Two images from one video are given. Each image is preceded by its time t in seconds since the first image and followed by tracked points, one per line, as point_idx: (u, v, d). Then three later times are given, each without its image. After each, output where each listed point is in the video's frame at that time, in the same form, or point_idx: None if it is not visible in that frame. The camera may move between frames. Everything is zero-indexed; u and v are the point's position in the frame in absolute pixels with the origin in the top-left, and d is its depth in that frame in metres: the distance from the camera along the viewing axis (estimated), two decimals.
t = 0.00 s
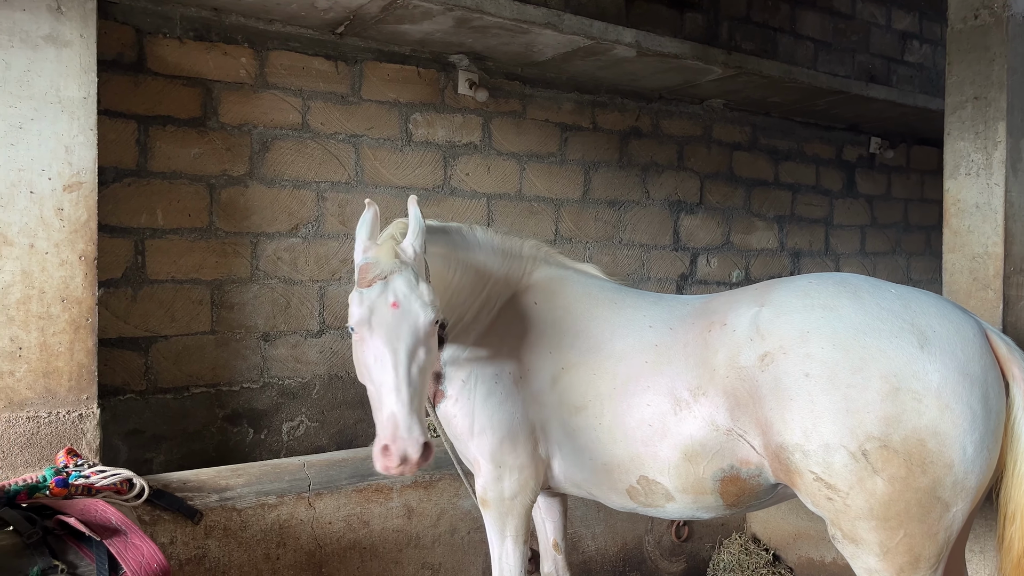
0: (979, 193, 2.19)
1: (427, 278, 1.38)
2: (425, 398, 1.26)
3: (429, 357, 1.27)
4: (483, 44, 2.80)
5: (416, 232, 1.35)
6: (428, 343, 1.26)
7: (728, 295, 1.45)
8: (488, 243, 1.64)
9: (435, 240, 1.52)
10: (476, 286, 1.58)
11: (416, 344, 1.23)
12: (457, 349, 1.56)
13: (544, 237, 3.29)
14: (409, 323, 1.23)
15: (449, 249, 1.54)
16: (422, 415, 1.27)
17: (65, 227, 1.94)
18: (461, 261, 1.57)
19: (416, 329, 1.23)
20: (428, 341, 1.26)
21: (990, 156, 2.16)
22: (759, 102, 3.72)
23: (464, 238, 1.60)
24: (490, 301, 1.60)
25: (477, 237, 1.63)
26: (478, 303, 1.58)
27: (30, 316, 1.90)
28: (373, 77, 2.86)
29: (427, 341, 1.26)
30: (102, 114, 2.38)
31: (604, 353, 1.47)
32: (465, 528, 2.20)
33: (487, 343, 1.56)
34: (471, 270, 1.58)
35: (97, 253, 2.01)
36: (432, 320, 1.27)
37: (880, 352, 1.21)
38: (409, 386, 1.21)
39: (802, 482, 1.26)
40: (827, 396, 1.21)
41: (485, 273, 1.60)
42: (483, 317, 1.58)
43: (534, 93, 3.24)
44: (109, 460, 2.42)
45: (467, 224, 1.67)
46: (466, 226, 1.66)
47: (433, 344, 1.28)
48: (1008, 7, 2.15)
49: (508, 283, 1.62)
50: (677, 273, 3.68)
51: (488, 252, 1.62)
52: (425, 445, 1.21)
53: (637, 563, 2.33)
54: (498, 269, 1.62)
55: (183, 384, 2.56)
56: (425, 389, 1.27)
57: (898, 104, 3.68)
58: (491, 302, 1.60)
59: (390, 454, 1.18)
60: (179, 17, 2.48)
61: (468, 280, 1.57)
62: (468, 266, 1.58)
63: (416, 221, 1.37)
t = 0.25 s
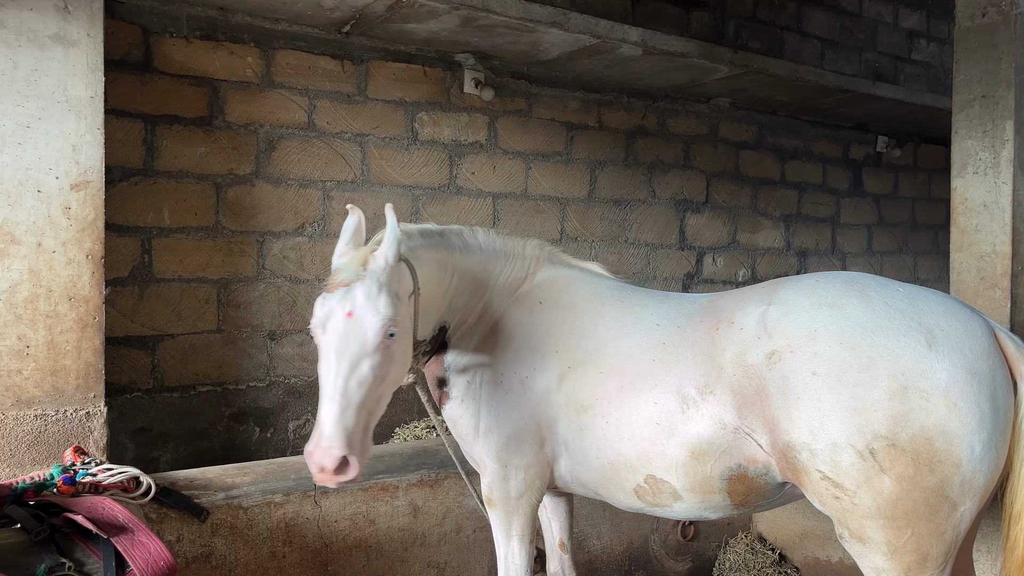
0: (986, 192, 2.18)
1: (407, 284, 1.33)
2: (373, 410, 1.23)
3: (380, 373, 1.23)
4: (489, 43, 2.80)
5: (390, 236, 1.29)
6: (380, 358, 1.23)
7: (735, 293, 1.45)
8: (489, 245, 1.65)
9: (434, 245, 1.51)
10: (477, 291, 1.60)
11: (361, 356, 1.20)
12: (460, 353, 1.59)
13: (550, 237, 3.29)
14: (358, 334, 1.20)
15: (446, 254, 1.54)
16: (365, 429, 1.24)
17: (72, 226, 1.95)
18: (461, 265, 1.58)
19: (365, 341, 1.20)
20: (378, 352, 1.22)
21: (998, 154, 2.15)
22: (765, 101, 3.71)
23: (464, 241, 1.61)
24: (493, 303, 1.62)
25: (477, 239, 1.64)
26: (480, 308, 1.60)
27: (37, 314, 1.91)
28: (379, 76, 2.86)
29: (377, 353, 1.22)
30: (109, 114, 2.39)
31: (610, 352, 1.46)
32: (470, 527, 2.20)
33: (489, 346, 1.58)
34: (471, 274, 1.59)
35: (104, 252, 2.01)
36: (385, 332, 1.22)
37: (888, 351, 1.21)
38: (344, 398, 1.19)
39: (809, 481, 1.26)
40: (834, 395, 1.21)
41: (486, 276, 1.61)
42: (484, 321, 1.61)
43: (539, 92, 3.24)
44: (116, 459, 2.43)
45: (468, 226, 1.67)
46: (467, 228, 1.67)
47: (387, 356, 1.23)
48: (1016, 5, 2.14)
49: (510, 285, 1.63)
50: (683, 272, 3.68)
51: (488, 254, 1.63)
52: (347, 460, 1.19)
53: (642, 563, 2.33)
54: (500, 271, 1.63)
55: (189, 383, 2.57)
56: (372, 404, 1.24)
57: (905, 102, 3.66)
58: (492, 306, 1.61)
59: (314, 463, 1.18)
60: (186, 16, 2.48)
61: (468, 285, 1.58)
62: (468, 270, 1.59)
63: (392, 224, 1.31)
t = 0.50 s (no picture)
0: (997, 191, 2.17)
1: (378, 294, 1.37)
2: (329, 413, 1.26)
3: (335, 378, 1.26)
4: (497, 42, 2.80)
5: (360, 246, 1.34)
6: (336, 363, 1.26)
7: (747, 292, 1.45)
8: (487, 249, 1.67)
9: (421, 253, 1.56)
10: (477, 295, 1.63)
11: (316, 359, 1.25)
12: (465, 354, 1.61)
13: (557, 236, 3.29)
14: (315, 338, 1.25)
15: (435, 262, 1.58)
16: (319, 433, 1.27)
17: (83, 225, 1.96)
18: (454, 270, 1.62)
19: (320, 344, 1.25)
20: (334, 356, 1.26)
21: (1009, 153, 2.14)
22: (774, 100, 3.70)
23: (459, 247, 1.65)
24: (496, 304, 1.63)
25: (475, 244, 1.66)
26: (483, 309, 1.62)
27: (48, 313, 1.92)
28: (388, 75, 2.86)
29: (332, 357, 1.26)
30: (118, 113, 2.40)
31: (620, 350, 1.45)
32: (479, 526, 2.21)
33: (492, 346, 1.59)
34: (466, 279, 1.62)
35: (114, 251, 2.02)
36: (341, 337, 1.26)
37: (904, 349, 1.20)
38: (296, 399, 1.23)
39: (823, 480, 1.26)
40: (850, 394, 1.20)
41: (484, 279, 1.63)
42: (485, 323, 1.62)
43: (547, 92, 3.23)
44: (126, 457, 2.44)
45: (466, 232, 1.70)
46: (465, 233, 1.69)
47: (344, 361, 1.27)
48: None
49: (510, 286, 1.63)
50: (691, 271, 3.67)
51: (485, 258, 1.65)
52: (291, 460, 1.22)
53: (650, 562, 2.33)
54: (500, 273, 1.64)
55: (199, 382, 2.58)
56: (327, 408, 1.27)
57: (914, 101, 3.65)
58: (493, 307, 1.62)
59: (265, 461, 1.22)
60: (195, 16, 2.49)
61: (464, 291, 1.62)
62: (462, 275, 1.62)
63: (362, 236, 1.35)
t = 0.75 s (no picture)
0: (1009, 189, 2.16)
1: (358, 318, 1.42)
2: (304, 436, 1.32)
3: (310, 403, 1.32)
4: (506, 41, 2.80)
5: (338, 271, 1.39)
6: (312, 387, 1.32)
7: (758, 292, 1.44)
8: (487, 254, 1.68)
9: (413, 266, 1.60)
10: (479, 300, 1.64)
11: (291, 384, 1.31)
12: (472, 357, 1.63)
13: (566, 235, 3.28)
14: (291, 364, 1.32)
15: (428, 274, 1.62)
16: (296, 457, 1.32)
17: (94, 224, 1.97)
18: (451, 279, 1.64)
19: (295, 369, 1.31)
20: (308, 381, 1.32)
21: (1021, 151, 2.13)
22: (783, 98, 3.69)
23: (457, 256, 1.67)
24: (500, 307, 1.63)
25: (474, 251, 1.68)
26: (486, 314, 1.63)
27: (60, 311, 1.93)
28: (397, 74, 2.86)
29: (307, 382, 1.31)
30: (129, 113, 2.41)
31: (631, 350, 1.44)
32: (488, 525, 2.21)
33: (498, 349, 1.59)
34: (464, 287, 1.65)
35: (125, 250, 2.03)
36: (315, 362, 1.32)
37: (917, 349, 1.20)
38: (270, 424, 1.28)
39: (835, 481, 1.25)
40: (863, 394, 1.20)
41: (485, 286, 1.65)
42: (487, 327, 1.63)
43: (556, 90, 3.23)
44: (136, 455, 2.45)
45: (466, 239, 1.72)
46: (464, 241, 1.71)
47: (318, 385, 1.33)
48: None
49: (513, 290, 1.64)
50: (700, 270, 3.67)
51: (486, 264, 1.66)
52: (266, 485, 1.27)
53: (659, 561, 2.33)
54: (503, 277, 1.65)
55: (208, 380, 2.59)
56: (304, 433, 1.32)
57: (925, 99, 3.63)
58: (496, 311, 1.63)
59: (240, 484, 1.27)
60: (205, 16, 2.50)
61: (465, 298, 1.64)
62: (460, 283, 1.65)
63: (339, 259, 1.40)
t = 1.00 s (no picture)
0: (1020, 188, 2.15)
1: (345, 336, 1.45)
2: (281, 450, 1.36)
3: (287, 419, 1.35)
4: (514, 39, 2.80)
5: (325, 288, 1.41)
6: (291, 403, 1.35)
7: (766, 291, 1.44)
8: (486, 258, 1.67)
9: (405, 276, 1.61)
10: (478, 304, 1.64)
11: (270, 399, 1.35)
12: (476, 359, 1.62)
13: (573, 234, 3.28)
14: (272, 378, 1.36)
15: (422, 284, 1.62)
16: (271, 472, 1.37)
17: (104, 223, 1.97)
18: (448, 286, 1.64)
19: (275, 384, 1.35)
20: (287, 397, 1.35)
21: None
22: (792, 96, 3.68)
23: (454, 262, 1.67)
24: (502, 310, 1.63)
25: (472, 256, 1.68)
26: (487, 317, 1.63)
27: (70, 309, 1.94)
28: (404, 73, 2.87)
29: (285, 397, 1.35)
30: (138, 112, 2.42)
31: (637, 350, 1.43)
32: (495, 523, 2.21)
33: (500, 351, 1.59)
34: (462, 293, 1.65)
35: (134, 249, 2.04)
36: (294, 378, 1.35)
37: (926, 348, 1.19)
38: (247, 436, 1.33)
39: (844, 480, 1.25)
40: (871, 394, 1.19)
41: (484, 290, 1.65)
42: (487, 331, 1.63)
43: (564, 89, 3.23)
44: (145, 453, 2.46)
45: (464, 244, 1.72)
46: (461, 246, 1.71)
47: (297, 401, 1.36)
48: None
49: (513, 292, 1.64)
50: (707, 269, 3.66)
51: (484, 267, 1.66)
52: (237, 498, 1.32)
53: (667, 561, 2.33)
54: (504, 279, 1.65)
55: (216, 378, 2.59)
56: (281, 448, 1.36)
57: (934, 97, 3.62)
58: (496, 313, 1.63)
59: (218, 493, 1.33)
60: (214, 15, 2.51)
61: (464, 303, 1.64)
62: (457, 289, 1.64)
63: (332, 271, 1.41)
